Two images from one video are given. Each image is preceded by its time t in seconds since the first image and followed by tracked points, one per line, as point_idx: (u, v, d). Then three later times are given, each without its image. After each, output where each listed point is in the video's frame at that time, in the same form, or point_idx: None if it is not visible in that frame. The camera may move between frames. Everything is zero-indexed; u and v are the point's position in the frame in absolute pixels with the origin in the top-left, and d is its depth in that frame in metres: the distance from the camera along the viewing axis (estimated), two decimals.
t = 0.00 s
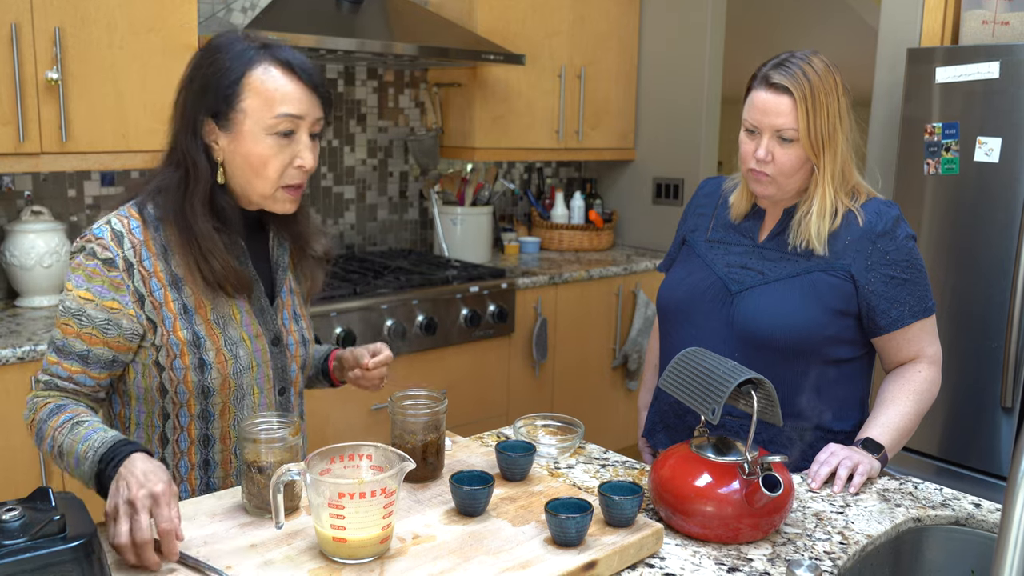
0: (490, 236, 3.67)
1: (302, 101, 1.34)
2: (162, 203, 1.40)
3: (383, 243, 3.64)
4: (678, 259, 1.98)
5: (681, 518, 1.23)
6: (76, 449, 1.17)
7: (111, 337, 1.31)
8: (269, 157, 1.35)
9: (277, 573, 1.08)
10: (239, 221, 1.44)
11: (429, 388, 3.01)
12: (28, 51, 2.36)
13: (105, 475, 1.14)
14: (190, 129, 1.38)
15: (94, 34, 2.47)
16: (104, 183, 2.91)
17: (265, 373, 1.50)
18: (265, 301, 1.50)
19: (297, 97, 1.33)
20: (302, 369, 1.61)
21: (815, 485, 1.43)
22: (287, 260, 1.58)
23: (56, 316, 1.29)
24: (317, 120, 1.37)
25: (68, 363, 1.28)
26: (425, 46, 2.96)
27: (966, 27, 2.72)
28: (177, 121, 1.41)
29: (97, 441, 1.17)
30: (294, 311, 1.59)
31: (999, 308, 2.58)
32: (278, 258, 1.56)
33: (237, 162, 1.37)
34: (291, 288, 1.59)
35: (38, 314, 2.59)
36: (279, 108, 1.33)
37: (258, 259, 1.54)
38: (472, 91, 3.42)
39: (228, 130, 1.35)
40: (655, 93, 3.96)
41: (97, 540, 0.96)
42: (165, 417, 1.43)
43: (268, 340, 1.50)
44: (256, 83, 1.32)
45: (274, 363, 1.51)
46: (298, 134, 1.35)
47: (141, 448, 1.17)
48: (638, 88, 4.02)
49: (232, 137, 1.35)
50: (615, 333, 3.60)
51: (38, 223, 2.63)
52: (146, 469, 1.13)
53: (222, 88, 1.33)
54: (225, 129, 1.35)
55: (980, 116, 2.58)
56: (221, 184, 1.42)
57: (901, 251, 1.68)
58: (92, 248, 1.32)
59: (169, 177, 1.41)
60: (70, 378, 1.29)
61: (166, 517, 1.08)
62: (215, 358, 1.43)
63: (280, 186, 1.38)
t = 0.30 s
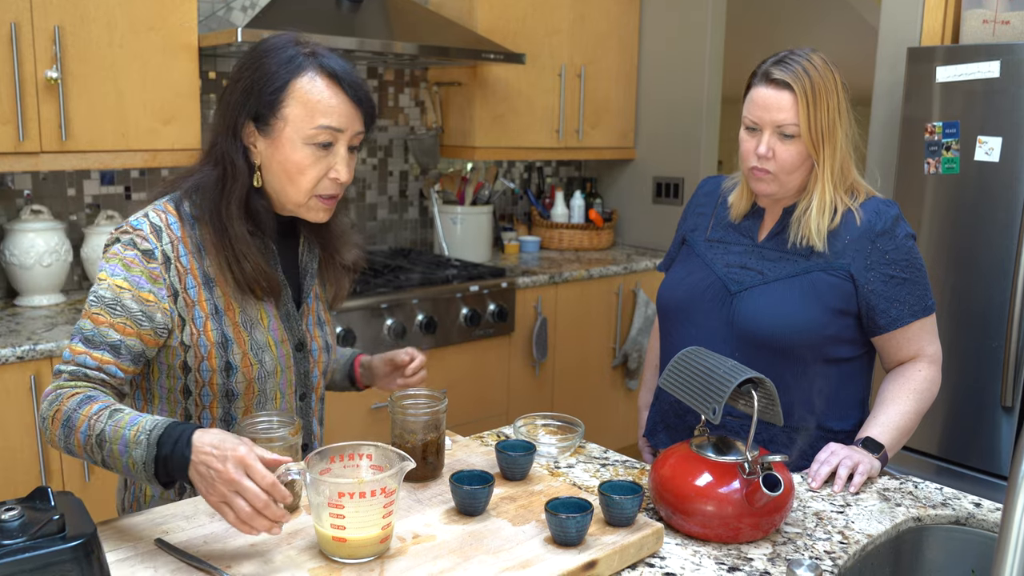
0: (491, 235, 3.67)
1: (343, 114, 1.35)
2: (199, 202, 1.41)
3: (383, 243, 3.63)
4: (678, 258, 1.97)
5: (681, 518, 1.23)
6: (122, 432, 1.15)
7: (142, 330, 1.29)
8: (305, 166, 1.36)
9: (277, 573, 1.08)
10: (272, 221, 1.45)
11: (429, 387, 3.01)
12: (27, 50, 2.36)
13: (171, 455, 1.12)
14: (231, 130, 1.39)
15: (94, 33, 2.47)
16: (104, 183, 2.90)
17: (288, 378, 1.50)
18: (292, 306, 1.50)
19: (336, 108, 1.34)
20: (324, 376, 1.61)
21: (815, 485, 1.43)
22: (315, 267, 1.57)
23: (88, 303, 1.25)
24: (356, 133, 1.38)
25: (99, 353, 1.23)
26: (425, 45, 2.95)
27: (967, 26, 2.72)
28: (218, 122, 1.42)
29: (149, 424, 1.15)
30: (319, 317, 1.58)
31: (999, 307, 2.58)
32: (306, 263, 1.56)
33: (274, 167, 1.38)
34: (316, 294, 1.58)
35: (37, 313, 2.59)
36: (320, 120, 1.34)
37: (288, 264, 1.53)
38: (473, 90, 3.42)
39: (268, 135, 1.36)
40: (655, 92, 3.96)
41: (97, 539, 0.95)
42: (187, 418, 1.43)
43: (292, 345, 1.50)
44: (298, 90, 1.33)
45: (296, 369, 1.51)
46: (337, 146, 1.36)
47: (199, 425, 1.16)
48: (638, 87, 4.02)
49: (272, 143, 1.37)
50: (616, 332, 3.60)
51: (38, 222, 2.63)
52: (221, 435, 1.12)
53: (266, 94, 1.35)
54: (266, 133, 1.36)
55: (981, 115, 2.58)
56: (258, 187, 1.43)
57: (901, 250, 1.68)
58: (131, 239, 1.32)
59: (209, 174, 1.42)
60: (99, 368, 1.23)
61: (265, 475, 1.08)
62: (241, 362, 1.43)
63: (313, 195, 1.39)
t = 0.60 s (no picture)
0: (491, 235, 3.67)
1: (373, 127, 1.35)
2: (219, 206, 1.41)
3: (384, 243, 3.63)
4: (678, 258, 1.97)
5: (682, 518, 1.23)
6: (143, 446, 1.15)
7: (160, 336, 1.28)
8: (332, 177, 1.36)
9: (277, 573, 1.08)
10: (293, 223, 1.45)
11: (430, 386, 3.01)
12: (28, 50, 2.36)
13: (193, 473, 1.12)
14: (258, 134, 1.38)
15: (95, 33, 2.47)
16: (104, 183, 2.91)
17: (307, 384, 1.50)
18: (311, 311, 1.50)
19: (366, 121, 1.34)
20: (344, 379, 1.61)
21: (815, 484, 1.43)
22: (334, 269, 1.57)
23: (106, 308, 1.25)
24: (384, 146, 1.38)
25: (117, 358, 1.23)
26: (426, 46, 2.96)
27: (967, 26, 2.72)
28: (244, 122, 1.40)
29: (169, 441, 1.15)
30: (341, 320, 1.58)
31: (1000, 307, 2.58)
32: (324, 266, 1.55)
33: (299, 175, 1.38)
34: (337, 297, 1.58)
35: (38, 313, 2.59)
36: (350, 132, 1.33)
37: (307, 269, 1.53)
38: (473, 90, 3.42)
39: (297, 141, 1.35)
40: (656, 92, 3.96)
41: (97, 539, 0.96)
42: (206, 423, 1.44)
43: (311, 350, 1.50)
44: (329, 101, 1.32)
45: (315, 374, 1.51)
46: (365, 159, 1.36)
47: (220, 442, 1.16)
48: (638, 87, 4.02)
49: (300, 149, 1.35)
50: (616, 332, 3.60)
51: (39, 222, 2.63)
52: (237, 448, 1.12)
53: (298, 102, 1.33)
54: (295, 140, 1.35)
55: (981, 115, 2.58)
56: (281, 193, 1.43)
57: (901, 249, 1.68)
58: (149, 243, 1.32)
59: (231, 176, 1.42)
60: (117, 374, 1.22)
61: (291, 486, 1.08)
62: (260, 368, 1.43)
63: (335, 204, 1.40)
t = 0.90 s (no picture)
0: (490, 236, 3.68)
1: (367, 145, 1.35)
2: (207, 212, 1.39)
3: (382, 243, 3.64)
4: (676, 258, 1.98)
5: (679, 517, 1.24)
6: (143, 455, 1.16)
7: (152, 343, 1.29)
8: (324, 190, 1.36)
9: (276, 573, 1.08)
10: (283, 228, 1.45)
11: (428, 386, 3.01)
12: (26, 52, 2.36)
13: (195, 480, 1.13)
14: (253, 143, 1.36)
15: (93, 34, 2.47)
16: (103, 184, 2.91)
17: (303, 385, 1.51)
18: (303, 313, 1.50)
19: (361, 137, 1.34)
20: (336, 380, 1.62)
21: (813, 484, 1.43)
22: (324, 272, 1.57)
23: (97, 319, 1.25)
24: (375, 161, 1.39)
25: (111, 368, 1.23)
26: (424, 46, 2.96)
27: (963, 26, 2.73)
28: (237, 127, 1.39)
29: (168, 448, 1.16)
30: (332, 322, 1.58)
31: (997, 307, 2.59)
32: (314, 269, 1.55)
33: (291, 184, 1.37)
34: (328, 298, 1.58)
35: (36, 314, 2.59)
36: (343, 149, 1.33)
37: (297, 272, 1.53)
38: (471, 91, 3.43)
39: (290, 152, 1.35)
40: (654, 92, 3.96)
41: (96, 540, 0.96)
42: (204, 427, 1.44)
43: (304, 352, 1.50)
44: (326, 117, 1.32)
45: (310, 375, 1.52)
46: (356, 174, 1.37)
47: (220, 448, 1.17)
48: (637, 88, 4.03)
49: (293, 160, 1.35)
50: (615, 333, 3.60)
51: (38, 223, 2.63)
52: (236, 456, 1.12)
53: (295, 116, 1.32)
54: (288, 150, 1.34)
55: (977, 115, 2.58)
56: (273, 200, 1.42)
57: (897, 249, 1.69)
58: (137, 252, 1.31)
59: (222, 181, 1.40)
60: (111, 384, 1.23)
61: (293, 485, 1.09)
62: (254, 372, 1.43)
63: (321, 215, 1.40)
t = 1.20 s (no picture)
0: (487, 238, 3.68)
1: (335, 132, 1.37)
2: (178, 210, 1.40)
3: (380, 245, 3.64)
4: (673, 260, 1.98)
5: (676, 518, 1.24)
6: (139, 459, 1.16)
7: (135, 344, 1.29)
8: (295, 179, 1.37)
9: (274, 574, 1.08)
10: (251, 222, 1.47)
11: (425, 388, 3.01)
12: (25, 54, 2.37)
13: (194, 481, 1.13)
14: (221, 138, 1.38)
15: (91, 36, 2.47)
16: (101, 186, 2.92)
17: (283, 381, 1.51)
18: (280, 308, 1.51)
19: (328, 124, 1.35)
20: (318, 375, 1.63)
21: (809, 485, 1.44)
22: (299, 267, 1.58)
23: (78, 323, 1.24)
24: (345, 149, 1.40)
25: (98, 372, 1.23)
26: (421, 49, 2.97)
27: (959, 30, 2.74)
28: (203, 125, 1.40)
29: (166, 450, 1.17)
30: (311, 317, 1.59)
31: (993, 309, 2.59)
32: (290, 265, 1.56)
33: (262, 177, 1.38)
34: (306, 293, 1.59)
35: (34, 316, 2.59)
36: (312, 136, 1.35)
37: (272, 267, 1.54)
38: (469, 93, 3.44)
39: (258, 144, 1.36)
40: (651, 95, 3.97)
41: (95, 541, 0.96)
42: (187, 428, 1.44)
43: (283, 346, 1.51)
44: (292, 105, 1.33)
45: (290, 370, 1.52)
46: (327, 162, 1.38)
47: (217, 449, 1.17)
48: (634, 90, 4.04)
49: (262, 151, 1.36)
50: (612, 334, 3.61)
51: (36, 225, 2.64)
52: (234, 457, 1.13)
53: (262, 106, 1.34)
54: (257, 142, 1.35)
55: (973, 117, 2.59)
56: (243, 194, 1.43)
57: (893, 251, 1.69)
58: (111, 254, 1.31)
59: (189, 180, 1.41)
60: (101, 388, 1.22)
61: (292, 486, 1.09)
62: (233, 368, 1.44)
63: (297, 205, 1.41)
